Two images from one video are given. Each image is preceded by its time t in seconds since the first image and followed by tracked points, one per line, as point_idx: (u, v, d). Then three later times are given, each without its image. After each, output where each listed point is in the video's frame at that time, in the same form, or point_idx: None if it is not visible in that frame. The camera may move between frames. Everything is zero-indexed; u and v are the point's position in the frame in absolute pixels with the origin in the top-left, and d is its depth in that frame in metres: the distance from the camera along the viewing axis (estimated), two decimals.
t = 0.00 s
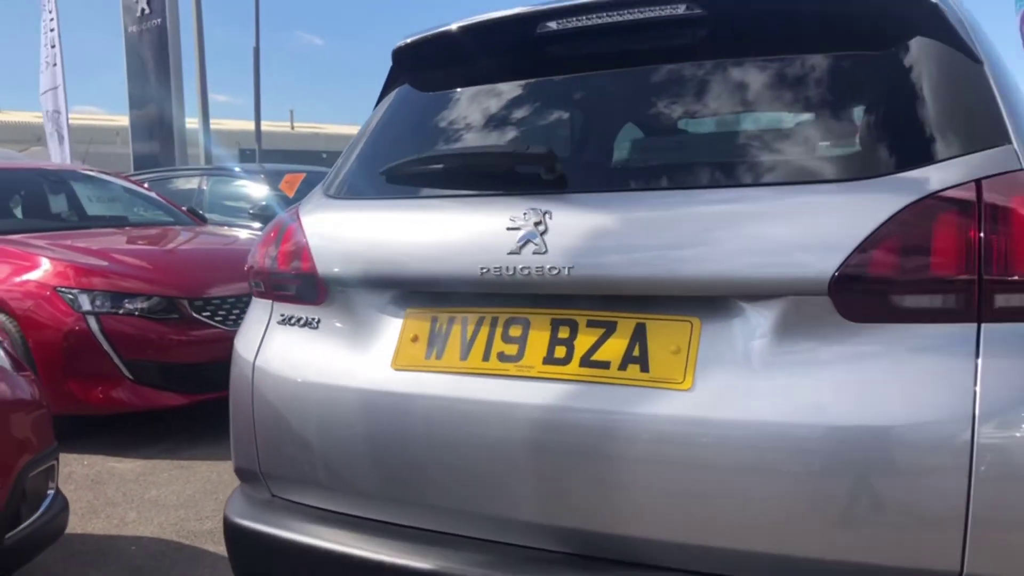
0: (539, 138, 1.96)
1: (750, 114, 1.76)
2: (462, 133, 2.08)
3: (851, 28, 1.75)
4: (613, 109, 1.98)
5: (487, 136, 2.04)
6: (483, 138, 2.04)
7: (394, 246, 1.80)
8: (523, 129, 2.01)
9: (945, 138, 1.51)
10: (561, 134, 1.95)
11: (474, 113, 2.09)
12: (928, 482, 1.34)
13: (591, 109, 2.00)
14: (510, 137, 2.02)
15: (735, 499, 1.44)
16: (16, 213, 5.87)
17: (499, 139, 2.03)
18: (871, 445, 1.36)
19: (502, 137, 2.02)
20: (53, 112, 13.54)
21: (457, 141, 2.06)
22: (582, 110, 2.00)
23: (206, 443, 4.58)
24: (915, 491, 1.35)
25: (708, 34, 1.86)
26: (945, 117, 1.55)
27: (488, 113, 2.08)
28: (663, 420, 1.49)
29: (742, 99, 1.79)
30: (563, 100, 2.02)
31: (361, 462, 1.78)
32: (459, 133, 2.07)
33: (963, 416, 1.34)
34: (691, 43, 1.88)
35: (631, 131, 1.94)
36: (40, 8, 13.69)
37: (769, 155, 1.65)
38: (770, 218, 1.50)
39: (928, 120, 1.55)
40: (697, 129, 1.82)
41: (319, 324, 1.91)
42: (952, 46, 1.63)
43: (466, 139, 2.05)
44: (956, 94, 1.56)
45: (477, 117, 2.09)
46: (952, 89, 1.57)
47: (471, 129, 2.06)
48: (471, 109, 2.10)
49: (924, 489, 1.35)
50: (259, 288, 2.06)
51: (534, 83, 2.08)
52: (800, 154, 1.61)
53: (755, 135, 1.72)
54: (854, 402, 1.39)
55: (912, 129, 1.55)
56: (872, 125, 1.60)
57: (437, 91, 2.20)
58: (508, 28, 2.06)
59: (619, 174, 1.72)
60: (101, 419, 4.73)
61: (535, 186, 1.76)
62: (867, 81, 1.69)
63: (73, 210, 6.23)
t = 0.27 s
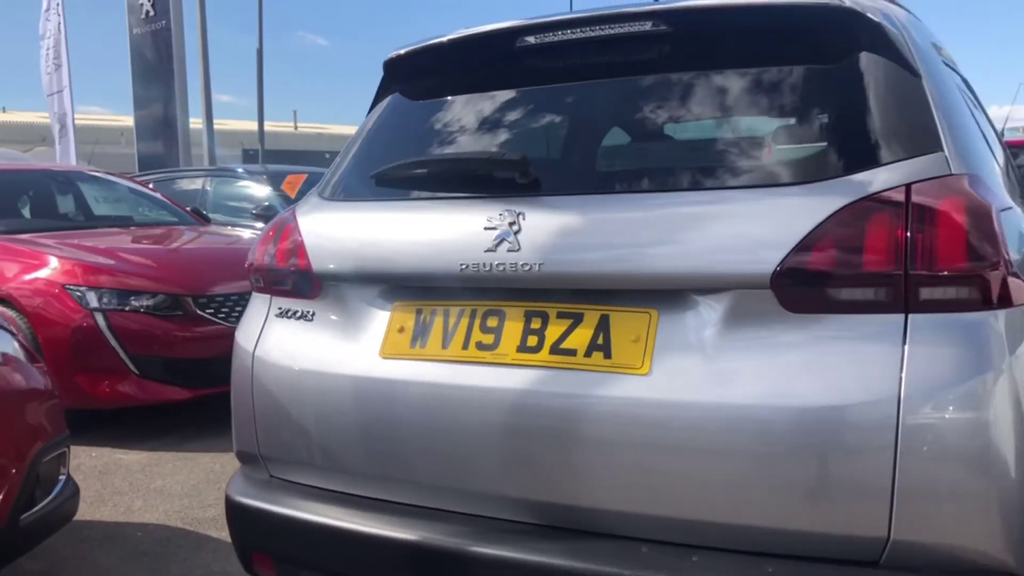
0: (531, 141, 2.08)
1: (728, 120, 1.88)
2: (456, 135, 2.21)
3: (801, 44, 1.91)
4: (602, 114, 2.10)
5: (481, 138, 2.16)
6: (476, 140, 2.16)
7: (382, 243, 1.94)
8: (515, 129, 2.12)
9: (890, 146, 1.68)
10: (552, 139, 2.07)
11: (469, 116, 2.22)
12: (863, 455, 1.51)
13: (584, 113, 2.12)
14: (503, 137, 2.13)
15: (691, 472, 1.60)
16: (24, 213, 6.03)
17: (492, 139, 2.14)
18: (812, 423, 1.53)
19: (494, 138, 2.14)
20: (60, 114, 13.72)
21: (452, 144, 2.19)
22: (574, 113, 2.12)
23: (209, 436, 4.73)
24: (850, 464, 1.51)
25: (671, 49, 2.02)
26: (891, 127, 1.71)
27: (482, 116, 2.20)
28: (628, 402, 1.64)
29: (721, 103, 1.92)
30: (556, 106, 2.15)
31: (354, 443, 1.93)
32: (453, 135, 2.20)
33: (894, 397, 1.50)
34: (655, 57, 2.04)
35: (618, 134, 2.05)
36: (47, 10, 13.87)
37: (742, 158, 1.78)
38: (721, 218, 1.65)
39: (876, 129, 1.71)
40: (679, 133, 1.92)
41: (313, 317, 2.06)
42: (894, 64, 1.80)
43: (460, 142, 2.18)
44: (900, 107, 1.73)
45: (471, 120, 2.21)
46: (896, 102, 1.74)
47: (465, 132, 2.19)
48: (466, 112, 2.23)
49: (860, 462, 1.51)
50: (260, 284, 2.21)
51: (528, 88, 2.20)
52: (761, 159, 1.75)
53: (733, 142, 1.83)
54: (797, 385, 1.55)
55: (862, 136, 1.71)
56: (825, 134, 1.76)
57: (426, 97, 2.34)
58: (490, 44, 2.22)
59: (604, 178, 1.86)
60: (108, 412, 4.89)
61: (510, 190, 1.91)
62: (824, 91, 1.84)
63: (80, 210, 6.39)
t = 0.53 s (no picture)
0: (523, 143, 2.18)
1: (710, 121, 1.99)
2: (451, 135, 2.32)
3: (765, 53, 2.03)
4: (591, 117, 2.18)
5: (474, 137, 2.26)
6: (469, 140, 2.26)
7: (370, 240, 2.06)
8: (508, 130, 2.22)
9: (849, 150, 1.80)
10: (543, 140, 2.17)
11: (463, 117, 2.32)
12: (813, 437, 1.63)
13: (575, 114, 2.20)
14: (496, 138, 2.23)
15: (655, 454, 1.73)
16: (30, 212, 6.16)
17: (485, 139, 2.24)
18: (766, 407, 1.64)
19: (487, 138, 2.24)
20: (64, 114, 13.86)
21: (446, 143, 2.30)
22: (564, 114, 2.21)
23: (211, 430, 4.86)
24: (800, 444, 1.63)
25: (643, 57, 2.14)
26: (849, 132, 1.83)
27: (475, 115, 2.30)
28: (598, 389, 1.77)
29: (704, 104, 2.03)
30: (547, 106, 2.24)
31: (343, 429, 2.05)
32: (447, 135, 2.31)
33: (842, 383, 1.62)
34: (627, 64, 2.16)
35: (608, 137, 2.11)
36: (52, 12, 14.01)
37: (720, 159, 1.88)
38: (684, 216, 1.77)
39: (836, 133, 1.84)
40: (665, 136, 2.02)
41: (306, 310, 2.18)
42: (851, 72, 1.93)
43: (454, 142, 2.29)
44: (858, 113, 1.86)
45: (465, 120, 2.32)
46: (854, 108, 1.86)
47: (458, 133, 2.30)
48: (459, 112, 2.33)
49: (810, 443, 1.63)
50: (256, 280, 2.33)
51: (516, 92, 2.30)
52: (732, 162, 1.87)
53: (714, 144, 1.93)
54: (752, 372, 1.67)
55: (823, 139, 1.83)
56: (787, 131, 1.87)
57: (418, 101, 2.45)
58: (475, 52, 2.34)
59: (590, 179, 1.97)
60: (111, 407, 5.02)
61: (491, 190, 2.03)
62: (791, 94, 1.95)
63: (84, 210, 6.52)
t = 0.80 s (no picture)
0: (512, 142, 2.29)
1: (688, 124, 2.10)
2: (442, 133, 2.43)
3: (726, 59, 2.16)
4: (577, 118, 2.30)
5: (464, 137, 2.37)
6: (460, 139, 2.37)
7: (355, 237, 2.19)
8: (499, 129, 2.34)
9: (806, 152, 1.93)
10: (531, 140, 2.29)
11: (455, 116, 2.44)
12: (761, 419, 1.76)
13: (562, 116, 2.32)
14: (486, 137, 2.34)
15: (616, 435, 1.86)
16: (34, 212, 6.30)
17: (475, 138, 2.36)
18: (718, 391, 1.77)
19: (478, 137, 2.35)
20: (68, 115, 14.02)
21: (437, 142, 2.42)
22: (551, 116, 2.33)
23: (210, 424, 4.99)
24: (749, 425, 1.76)
25: (613, 64, 2.27)
26: (805, 135, 1.97)
27: (467, 116, 2.41)
28: (565, 375, 1.90)
29: (684, 106, 2.14)
30: (537, 107, 2.36)
31: (330, 415, 2.17)
32: (438, 134, 2.43)
33: (787, 369, 1.75)
34: (599, 71, 2.29)
35: (594, 136, 2.23)
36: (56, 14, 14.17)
37: (691, 160, 2.00)
38: (645, 213, 1.90)
39: (794, 136, 1.97)
40: (649, 136, 2.13)
41: (295, 303, 2.31)
42: (806, 79, 2.06)
43: (444, 142, 2.40)
44: (816, 118, 1.99)
45: (457, 119, 2.43)
46: (811, 113, 2.00)
47: (450, 131, 2.41)
48: (452, 112, 2.45)
49: (759, 424, 1.76)
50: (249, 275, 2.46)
51: (499, 96, 2.42)
52: (697, 164, 1.99)
53: (689, 145, 2.05)
54: (706, 358, 1.80)
55: (782, 142, 1.96)
56: (748, 134, 2.00)
57: (405, 103, 2.58)
58: (456, 59, 2.47)
59: (573, 177, 2.09)
60: (113, 401, 5.15)
61: (466, 190, 2.16)
62: (756, 98, 2.07)
63: (87, 210, 6.65)
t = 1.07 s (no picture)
0: (500, 140, 2.41)
1: (659, 125, 2.22)
2: (432, 131, 2.55)
3: (686, 66, 2.30)
4: (563, 118, 2.41)
5: (453, 136, 2.49)
6: (449, 137, 2.49)
7: (337, 234, 2.32)
8: (488, 128, 2.45)
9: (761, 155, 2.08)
10: (518, 140, 2.41)
11: (446, 115, 2.56)
12: (708, 402, 1.90)
13: (548, 113, 2.43)
14: (475, 136, 2.45)
15: (577, 417, 1.99)
16: (37, 211, 6.44)
17: (464, 136, 2.47)
18: (670, 376, 1.92)
19: (468, 135, 2.47)
20: (72, 116, 14.18)
21: (427, 141, 2.54)
22: (538, 114, 2.44)
23: (207, 417, 5.13)
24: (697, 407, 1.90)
25: (581, 70, 2.42)
26: (763, 139, 2.12)
27: (457, 115, 2.53)
28: (530, 362, 2.03)
29: (662, 107, 2.26)
30: (526, 107, 2.47)
31: (313, 401, 2.31)
32: (428, 132, 2.55)
33: (733, 355, 1.89)
34: (568, 78, 2.44)
35: (576, 139, 2.34)
36: (60, 15, 14.34)
37: (657, 159, 2.13)
38: (605, 211, 2.03)
39: (751, 138, 2.12)
40: (627, 138, 2.25)
41: (281, 296, 2.44)
42: (762, 87, 2.21)
43: (433, 141, 2.52)
44: (771, 126, 2.14)
45: (447, 119, 2.55)
46: (768, 118, 2.15)
47: (439, 129, 2.53)
48: (442, 112, 2.57)
49: (707, 407, 1.90)
50: (239, 270, 2.59)
51: (476, 101, 2.55)
52: (660, 161, 2.13)
53: (659, 145, 2.17)
54: (659, 346, 1.94)
55: (740, 145, 2.10)
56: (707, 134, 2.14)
57: (390, 106, 2.71)
58: (433, 66, 2.62)
59: (555, 177, 2.21)
60: (114, 396, 5.29)
61: (441, 190, 2.29)
62: (719, 102, 2.21)
63: (89, 209, 6.80)
